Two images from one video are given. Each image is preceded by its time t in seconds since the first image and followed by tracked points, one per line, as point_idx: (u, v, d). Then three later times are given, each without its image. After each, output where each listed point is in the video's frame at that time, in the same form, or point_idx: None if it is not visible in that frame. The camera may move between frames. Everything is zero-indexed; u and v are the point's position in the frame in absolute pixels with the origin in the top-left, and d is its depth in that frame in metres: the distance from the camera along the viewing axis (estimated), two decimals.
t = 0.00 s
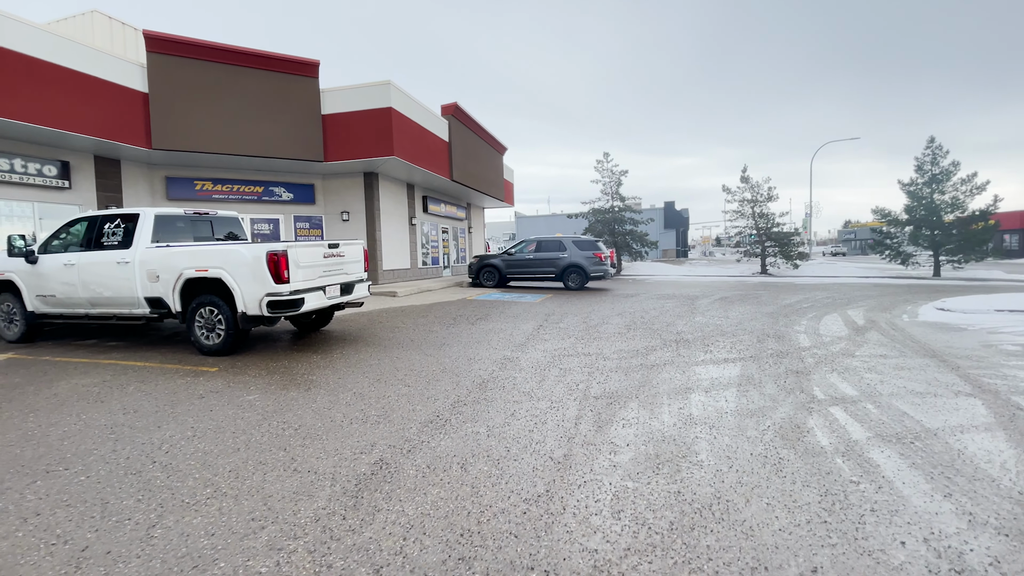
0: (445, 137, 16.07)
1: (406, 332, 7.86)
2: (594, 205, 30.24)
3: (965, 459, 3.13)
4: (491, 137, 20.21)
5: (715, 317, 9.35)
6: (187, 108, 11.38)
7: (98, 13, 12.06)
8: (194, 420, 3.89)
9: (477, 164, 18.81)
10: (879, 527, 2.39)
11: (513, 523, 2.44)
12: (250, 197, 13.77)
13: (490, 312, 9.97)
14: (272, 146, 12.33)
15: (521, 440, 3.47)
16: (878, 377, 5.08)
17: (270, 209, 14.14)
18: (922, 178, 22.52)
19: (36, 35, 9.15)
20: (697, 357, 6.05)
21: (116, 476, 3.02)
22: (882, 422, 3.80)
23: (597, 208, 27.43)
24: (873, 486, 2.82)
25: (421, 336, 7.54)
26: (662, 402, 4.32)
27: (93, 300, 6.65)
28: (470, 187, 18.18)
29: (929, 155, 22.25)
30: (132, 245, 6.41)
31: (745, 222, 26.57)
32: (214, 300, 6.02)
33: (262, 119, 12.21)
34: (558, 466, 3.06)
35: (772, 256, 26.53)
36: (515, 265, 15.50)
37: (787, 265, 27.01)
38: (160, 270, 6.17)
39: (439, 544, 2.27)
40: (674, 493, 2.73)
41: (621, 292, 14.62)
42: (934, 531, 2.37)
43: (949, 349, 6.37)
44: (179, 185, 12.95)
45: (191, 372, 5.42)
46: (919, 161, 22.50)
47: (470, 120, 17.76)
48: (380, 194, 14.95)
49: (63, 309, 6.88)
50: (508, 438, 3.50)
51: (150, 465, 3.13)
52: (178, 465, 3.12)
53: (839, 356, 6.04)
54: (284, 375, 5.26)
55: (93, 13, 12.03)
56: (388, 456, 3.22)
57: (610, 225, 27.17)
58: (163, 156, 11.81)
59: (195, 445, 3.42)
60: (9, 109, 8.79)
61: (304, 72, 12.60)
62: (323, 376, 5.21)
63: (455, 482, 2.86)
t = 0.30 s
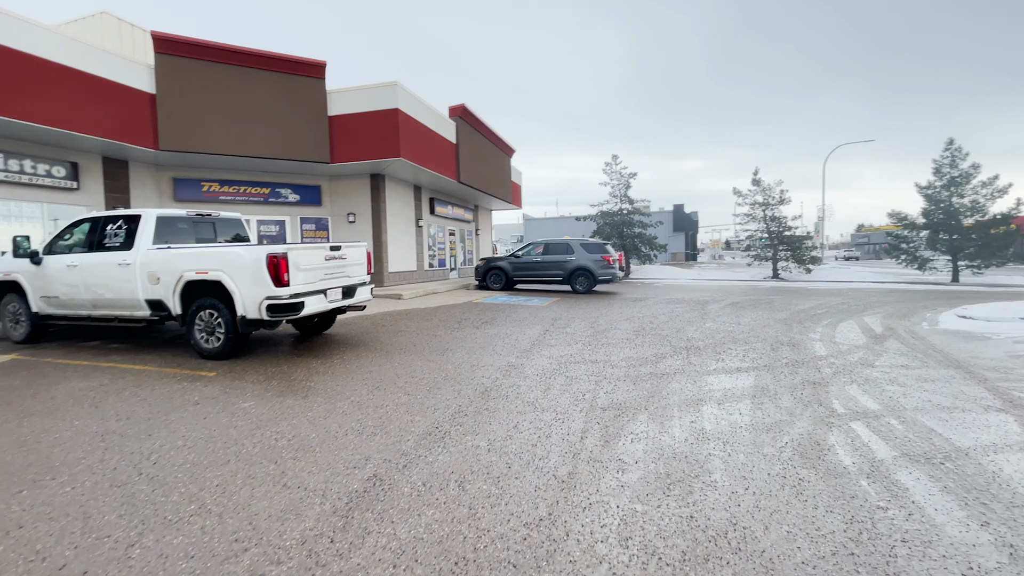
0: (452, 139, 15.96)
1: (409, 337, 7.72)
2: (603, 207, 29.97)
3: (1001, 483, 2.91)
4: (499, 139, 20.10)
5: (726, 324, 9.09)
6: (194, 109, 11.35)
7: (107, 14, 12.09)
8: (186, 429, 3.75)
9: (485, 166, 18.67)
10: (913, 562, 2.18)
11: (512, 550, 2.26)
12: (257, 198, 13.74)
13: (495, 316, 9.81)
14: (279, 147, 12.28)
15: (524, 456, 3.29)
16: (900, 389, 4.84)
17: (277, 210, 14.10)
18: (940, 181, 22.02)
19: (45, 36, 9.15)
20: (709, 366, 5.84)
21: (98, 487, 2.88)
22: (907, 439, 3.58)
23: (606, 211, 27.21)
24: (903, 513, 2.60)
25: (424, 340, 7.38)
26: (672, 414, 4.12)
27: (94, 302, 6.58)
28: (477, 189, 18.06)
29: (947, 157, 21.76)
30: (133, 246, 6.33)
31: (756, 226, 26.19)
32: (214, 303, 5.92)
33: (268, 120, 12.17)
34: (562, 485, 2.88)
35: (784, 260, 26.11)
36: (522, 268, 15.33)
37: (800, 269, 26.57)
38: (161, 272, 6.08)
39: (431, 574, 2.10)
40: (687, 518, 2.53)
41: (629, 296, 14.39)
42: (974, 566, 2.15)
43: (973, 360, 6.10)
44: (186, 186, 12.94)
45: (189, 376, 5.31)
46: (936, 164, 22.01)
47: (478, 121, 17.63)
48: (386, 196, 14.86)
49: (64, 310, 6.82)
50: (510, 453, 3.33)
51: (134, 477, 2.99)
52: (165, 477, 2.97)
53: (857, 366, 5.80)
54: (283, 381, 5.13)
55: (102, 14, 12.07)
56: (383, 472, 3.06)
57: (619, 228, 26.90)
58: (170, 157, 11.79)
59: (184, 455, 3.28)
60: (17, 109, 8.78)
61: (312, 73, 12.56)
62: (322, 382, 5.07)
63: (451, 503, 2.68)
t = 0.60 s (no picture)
0: (457, 136, 15.83)
1: (410, 335, 7.62)
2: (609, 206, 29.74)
3: None
4: (504, 136, 19.94)
5: (733, 324, 8.92)
6: (198, 105, 11.31)
7: (111, 9, 12.07)
8: (177, 430, 3.67)
9: (490, 164, 18.53)
10: None
11: (505, 566, 2.14)
12: (261, 195, 13.70)
13: (498, 315, 9.68)
14: (282, 143, 12.22)
15: (522, 462, 3.17)
16: (914, 394, 4.67)
17: (281, 207, 14.05)
18: (953, 180, 21.66)
19: (49, 31, 9.12)
20: (715, 368, 5.69)
21: (83, 489, 2.80)
22: (923, 448, 3.42)
23: (612, 209, 27.03)
24: (921, 529, 2.45)
25: (425, 339, 7.28)
26: (677, 419, 3.99)
27: (94, 299, 6.54)
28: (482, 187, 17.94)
29: (960, 156, 21.38)
30: (133, 243, 6.27)
31: (765, 225, 25.90)
32: (212, 300, 5.85)
33: (272, 117, 12.11)
34: (560, 494, 2.76)
35: (793, 260, 25.80)
36: (527, 267, 15.20)
37: (809, 269, 26.21)
38: (159, 269, 6.02)
39: None
40: (691, 532, 2.40)
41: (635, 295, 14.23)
42: None
43: (989, 363, 5.91)
44: (190, 182, 12.92)
45: (186, 375, 5.24)
46: (950, 162, 21.64)
47: (483, 118, 17.48)
48: (391, 193, 14.77)
49: (65, 307, 6.78)
50: (507, 459, 3.21)
51: (120, 479, 2.90)
52: (150, 481, 2.87)
53: (869, 369, 5.63)
54: (279, 380, 5.04)
55: (106, 9, 12.05)
56: (374, 477, 2.95)
57: (625, 226, 26.69)
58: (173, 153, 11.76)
59: (173, 457, 3.19)
60: (20, 105, 8.75)
61: (316, 69, 12.49)
62: (318, 382, 4.97)
63: (443, 512, 2.57)
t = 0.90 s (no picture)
0: (462, 136, 15.77)
1: (410, 337, 7.54)
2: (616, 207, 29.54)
3: None
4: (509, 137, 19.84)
5: (740, 328, 8.73)
6: (202, 106, 11.35)
7: (116, 9, 12.16)
8: (165, 432, 3.61)
9: (495, 164, 18.43)
10: None
11: None
12: (266, 196, 13.73)
13: (501, 317, 9.58)
14: (286, 144, 12.23)
15: (513, 469, 3.07)
16: (926, 401, 4.49)
17: (286, 208, 14.07)
18: (966, 182, 21.26)
19: (53, 31, 9.19)
20: (720, 373, 5.54)
21: (62, 493, 2.74)
22: (934, 458, 3.26)
23: (619, 210, 26.87)
24: (926, 544, 2.31)
25: (424, 341, 7.19)
26: (677, 426, 3.86)
27: (93, 298, 6.53)
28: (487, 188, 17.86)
29: (972, 158, 20.98)
30: (131, 242, 6.25)
31: (774, 227, 25.58)
32: (210, 300, 5.81)
33: (276, 117, 12.12)
34: (550, 504, 2.65)
35: (803, 263, 25.43)
36: (532, 268, 15.08)
37: (819, 272, 25.82)
38: (157, 269, 5.99)
39: None
40: (686, 547, 2.28)
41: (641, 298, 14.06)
42: None
43: (1003, 369, 5.70)
44: (196, 182, 12.97)
45: (181, 375, 5.19)
46: (961, 164, 21.25)
47: (488, 118, 17.39)
48: (395, 194, 14.74)
49: (64, 306, 6.79)
50: (498, 466, 3.11)
51: (101, 483, 2.84)
52: (131, 486, 2.80)
53: (879, 375, 5.46)
54: (274, 382, 4.98)
55: (112, 9, 12.15)
56: (360, 484, 2.86)
57: (632, 228, 26.48)
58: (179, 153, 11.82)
59: (157, 461, 3.13)
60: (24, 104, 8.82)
61: (320, 70, 12.50)
62: (313, 384, 4.90)
63: (428, 522, 2.47)
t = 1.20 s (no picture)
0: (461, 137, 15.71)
1: (404, 339, 7.46)
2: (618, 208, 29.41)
3: None
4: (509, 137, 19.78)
5: (739, 331, 8.61)
6: (199, 105, 11.32)
7: (114, 8, 12.16)
8: (144, 435, 3.54)
9: (494, 165, 18.36)
10: None
11: None
12: (264, 196, 13.70)
13: (498, 319, 9.50)
14: (283, 143, 12.19)
15: (494, 477, 2.98)
16: (923, 408, 4.38)
17: (285, 208, 14.04)
18: (968, 185, 21.02)
19: (50, 30, 9.19)
20: (715, 377, 5.44)
21: (29, 499, 2.67)
22: (929, 467, 3.16)
23: (620, 212, 26.76)
24: (916, 558, 2.21)
25: (417, 343, 7.11)
26: (666, 432, 3.76)
27: (83, 298, 6.48)
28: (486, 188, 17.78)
29: (974, 161, 20.76)
30: (121, 242, 6.20)
31: (777, 229, 25.41)
32: (199, 301, 5.75)
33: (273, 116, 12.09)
34: (529, 514, 2.56)
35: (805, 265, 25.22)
36: (531, 269, 14.99)
37: (822, 274, 25.62)
38: (147, 268, 5.94)
39: None
40: (666, 561, 2.19)
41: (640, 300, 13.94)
42: None
43: (1004, 375, 5.57)
44: (194, 182, 12.95)
45: (168, 376, 5.14)
46: (962, 167, 21.02)
47: (487, 119, 17.32)
48: (394, 194, 14.69)
49: (54, 306, 6.75)
50: (479, 473, 3.02)
51: (70, 488, 2.77)
52: (101, 491, 2.74)
53: (876, 380, 5.34)
54: (261, 384, 4.91)
55: (110, 8, 12.15)
56: (336, 492, 2.78)
57: (633, 229, 26.36)
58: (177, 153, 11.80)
59: (131, 466, 3.06)
60: (20, 103, 8.81)
61: (318, 69, 12.47)
62: (300, 386, 4.83)
63: (400, 533, 2.38)
